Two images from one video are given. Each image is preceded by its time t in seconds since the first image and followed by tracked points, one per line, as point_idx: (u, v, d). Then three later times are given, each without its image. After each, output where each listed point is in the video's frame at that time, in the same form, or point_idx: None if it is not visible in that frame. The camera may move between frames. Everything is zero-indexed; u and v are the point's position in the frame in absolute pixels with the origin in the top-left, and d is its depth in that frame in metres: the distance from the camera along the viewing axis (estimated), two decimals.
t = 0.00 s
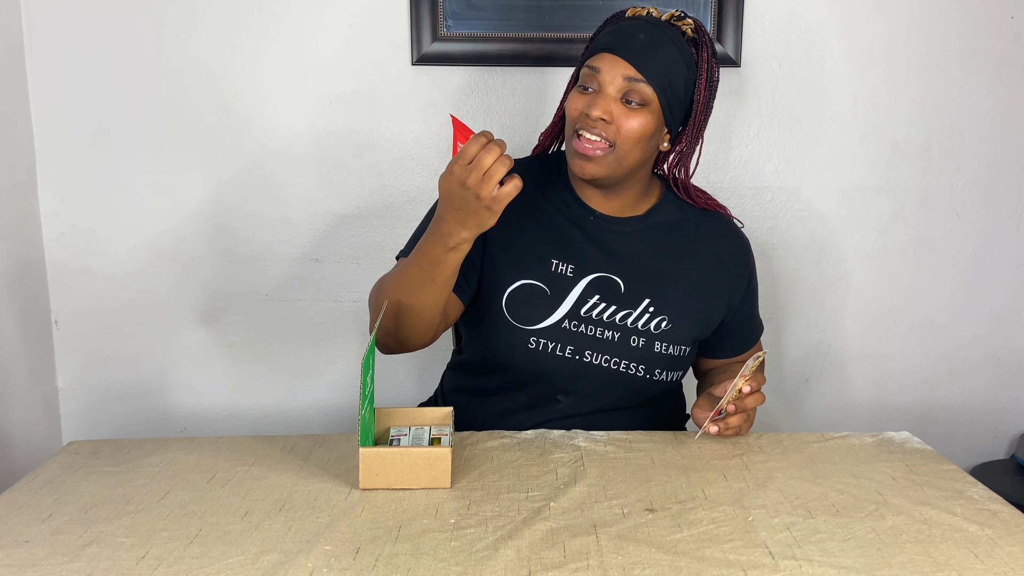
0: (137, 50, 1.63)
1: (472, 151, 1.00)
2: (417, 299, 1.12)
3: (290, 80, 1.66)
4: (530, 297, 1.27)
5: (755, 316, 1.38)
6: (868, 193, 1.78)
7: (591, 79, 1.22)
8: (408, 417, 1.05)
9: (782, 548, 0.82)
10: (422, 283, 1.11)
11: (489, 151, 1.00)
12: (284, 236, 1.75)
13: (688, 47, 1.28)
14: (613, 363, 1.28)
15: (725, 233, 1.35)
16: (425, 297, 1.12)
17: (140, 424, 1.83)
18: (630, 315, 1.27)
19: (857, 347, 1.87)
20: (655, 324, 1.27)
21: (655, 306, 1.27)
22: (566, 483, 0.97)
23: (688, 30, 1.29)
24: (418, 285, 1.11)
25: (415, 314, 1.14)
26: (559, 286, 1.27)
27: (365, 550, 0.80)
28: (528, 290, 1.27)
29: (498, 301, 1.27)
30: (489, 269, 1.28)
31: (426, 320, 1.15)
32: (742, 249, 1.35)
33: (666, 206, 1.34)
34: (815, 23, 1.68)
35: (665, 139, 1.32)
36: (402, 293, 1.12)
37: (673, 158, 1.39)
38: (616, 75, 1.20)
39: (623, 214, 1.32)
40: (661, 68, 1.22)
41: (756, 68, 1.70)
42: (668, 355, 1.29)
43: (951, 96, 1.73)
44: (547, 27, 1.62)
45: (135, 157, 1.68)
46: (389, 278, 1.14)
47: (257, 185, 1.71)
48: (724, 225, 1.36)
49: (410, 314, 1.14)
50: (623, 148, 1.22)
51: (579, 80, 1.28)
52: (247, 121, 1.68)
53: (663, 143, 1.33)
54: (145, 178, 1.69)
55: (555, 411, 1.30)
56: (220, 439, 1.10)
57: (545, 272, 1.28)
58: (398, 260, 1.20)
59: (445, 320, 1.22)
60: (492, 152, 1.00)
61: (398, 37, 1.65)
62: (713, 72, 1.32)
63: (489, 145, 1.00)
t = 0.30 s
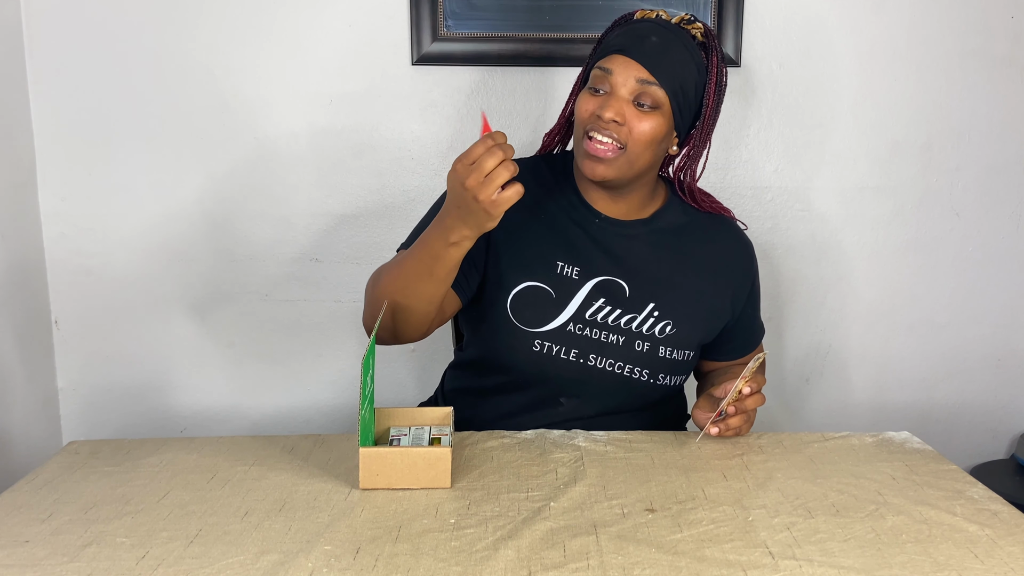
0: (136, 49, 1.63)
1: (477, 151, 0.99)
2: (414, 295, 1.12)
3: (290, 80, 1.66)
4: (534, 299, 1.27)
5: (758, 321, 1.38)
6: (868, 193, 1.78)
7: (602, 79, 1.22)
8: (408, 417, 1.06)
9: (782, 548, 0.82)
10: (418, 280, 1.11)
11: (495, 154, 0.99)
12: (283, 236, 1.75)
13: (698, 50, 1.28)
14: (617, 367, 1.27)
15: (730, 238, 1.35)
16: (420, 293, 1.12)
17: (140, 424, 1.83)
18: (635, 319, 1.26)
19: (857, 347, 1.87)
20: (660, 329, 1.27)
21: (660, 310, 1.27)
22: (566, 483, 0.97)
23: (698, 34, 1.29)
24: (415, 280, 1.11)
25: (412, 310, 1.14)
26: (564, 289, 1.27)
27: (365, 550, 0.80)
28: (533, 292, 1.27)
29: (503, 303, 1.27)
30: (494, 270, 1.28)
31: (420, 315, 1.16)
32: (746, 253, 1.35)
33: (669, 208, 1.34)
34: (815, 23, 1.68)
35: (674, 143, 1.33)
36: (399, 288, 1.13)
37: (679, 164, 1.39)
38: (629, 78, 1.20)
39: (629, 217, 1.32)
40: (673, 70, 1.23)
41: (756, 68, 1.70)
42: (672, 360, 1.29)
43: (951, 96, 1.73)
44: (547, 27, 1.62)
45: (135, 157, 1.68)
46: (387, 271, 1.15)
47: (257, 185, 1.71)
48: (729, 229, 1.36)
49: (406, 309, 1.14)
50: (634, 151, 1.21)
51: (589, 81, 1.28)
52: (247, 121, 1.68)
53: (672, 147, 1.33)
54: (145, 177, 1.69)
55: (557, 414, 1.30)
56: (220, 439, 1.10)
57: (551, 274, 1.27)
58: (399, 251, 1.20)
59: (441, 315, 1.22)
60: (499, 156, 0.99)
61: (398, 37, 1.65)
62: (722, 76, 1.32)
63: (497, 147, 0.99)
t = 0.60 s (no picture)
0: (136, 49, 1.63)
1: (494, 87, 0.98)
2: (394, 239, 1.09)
3: (290, 81, 1.66)
4: (540, 298, 1.27)
5: (759, 324, 1.38)
6: (868, 193, 1.78)
7: (607, 77, 1.22)
8: (408, 417, 1.06)
9: (782, 548, 0.82)
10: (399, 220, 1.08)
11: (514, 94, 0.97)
12: (283, 236, 1.75)
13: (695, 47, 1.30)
14: (620, 368, 1.27)
15: (732, 239, 1.35)
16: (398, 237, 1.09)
17: (140, 424, 1.83)
18: (638, 321, 1.26)
19: (857, 347, 1.87)
20: (663, 331, 1.27)
21: (663, 312, 1.27)
22: (566, 483, 0.97)
23: (690, 32, 1.30)
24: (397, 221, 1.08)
25: (395, 241, 1.09)
26: (570, 289, 1.27)
27: (365, 550, 0.80)
28: (539, 290, 1.27)
29: (510, 300, 1.27)
30: (501, 269, 1.29)
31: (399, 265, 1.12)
32: (748, 256, 1.36)
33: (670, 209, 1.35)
34: (815, 23, 1.68)
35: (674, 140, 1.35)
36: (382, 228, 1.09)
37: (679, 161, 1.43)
38: (635, 74, 1.21)
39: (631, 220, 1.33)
40: (675, 66, 1.24)
41: (756, 68, 1.70)
42: (675, 362, 1.29)
43: (951, 96, 1.73)
44: (547, 27, 1.62)
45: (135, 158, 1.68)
46: (377, 206, 1.12)
47: (257, 185, 1.71)
48: (729, 229, 1.37)
49: (388, 243, 1.10)
50: (645, 147, 1.22)
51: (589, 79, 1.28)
52: (248, 121, 1.68)
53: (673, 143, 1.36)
54: (145, 177, 1.69)
55: (558, 415, 1.29)
56: (220, 439, 1.10)
57: (557, 273, 1.28)
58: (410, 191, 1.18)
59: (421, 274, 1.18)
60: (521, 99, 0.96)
61: (398, 37, 1.65)
62: (715, 72, 1.34)
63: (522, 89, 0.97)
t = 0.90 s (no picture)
0: (136, 48, 1.63)
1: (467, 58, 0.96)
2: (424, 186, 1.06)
3: (290, 81, 1.66)
4: (551, 300, 1.26)
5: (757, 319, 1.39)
6: (868, 193, 1.78)
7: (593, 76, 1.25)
8: (408, 417, 1.06)
9: (782, 548, 0.82)
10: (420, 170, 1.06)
11: (485, 82, 0.93)
12: (283, 236, 1.75)
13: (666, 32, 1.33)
14: (629, 369, 1.27)
15: (732, 235, 1.36)
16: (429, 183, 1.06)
17: (140, 424, 1.83)
18: (646, 321, 1.26)
19: (857, 347, 1.87)
20: (670, 330, 1.27)
21: (669, 311, 1.27)
22: (566, 483, 0.97)
23: (656, 19, 1.33)
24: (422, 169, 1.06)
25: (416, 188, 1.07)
26: (579, 290, 1.27)
27: (365, 550, 0.80)
28: (549, 293, 1.26)
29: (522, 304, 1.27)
30: (510, 272, 1.28)
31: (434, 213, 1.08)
32: (746, 251, 1.37)
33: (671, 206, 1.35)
34: (816, 23, 1.68)
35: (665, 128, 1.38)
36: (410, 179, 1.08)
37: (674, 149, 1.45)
38: (619, 66, 1.24)
39: (638, 214, 1.36)
40: (655, 52, 1.27)
41: (756, 68, 1.70)
42: (683, 360, 1.29)
43: (951, 96, 1.73)
44: (547, 27, 1.62)
45: (135, 158, 1.68)
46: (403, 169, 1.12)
47: (257, 185, 1.71)
48: (722, 219, 1.38)
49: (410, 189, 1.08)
50: (643, 135, 1.25)
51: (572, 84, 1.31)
52: (248, 121, 1.68)
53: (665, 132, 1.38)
54: (145, 177, 1.69)
55: (568, 417, 1.29)
56: (219, 439, 1.10)
57: (566, 275, 1.27)
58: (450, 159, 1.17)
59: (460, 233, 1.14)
60: (487, 92, 0.92)
61: (398, 37, 1.65)
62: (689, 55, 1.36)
63: (493, 84, 0.93)
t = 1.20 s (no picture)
0: (136, 48, 1.62)
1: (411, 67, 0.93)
2: (414, 199, 1.05)
3: (290, 81, 1.66)
4: (553, 308, 1.26)
5: (760, 312, 1.39)
6: (868, 193, 1.78)
7: (570, 79, 1.26)
8: (408, 417, 1.06)
9: (782, 548, 0.82)
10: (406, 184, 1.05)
11: (433, 78, 0.92)
12: (283, 236, 1.75)
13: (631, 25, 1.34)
14: (635, 372, 1.27)
15: (730, 229, 1.36)
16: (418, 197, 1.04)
17: (140, 424, 1.83)
18: (649, 323, 1.26)
19: (857, 347, 1.87)
20: (673, 330, 1.27)
21: (672, 310, 1.27)
22: (566, 483, 0.97)
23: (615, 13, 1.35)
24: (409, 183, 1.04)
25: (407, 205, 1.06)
26: (580, 296, 1.27)
27: (365, 550, 0.80)
28: (551, 300, 1.27)
29: (524, 313, 1.26)
30: (510, 281, 1.28)
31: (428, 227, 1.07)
32: (747, 243, 1.36)
33: (671, 203, 1.35)
34: (815, 23, 1.68)
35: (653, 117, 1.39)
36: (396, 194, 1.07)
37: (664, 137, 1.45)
38: (592, 62, 1.25)
39: (640, 210, 1.35)
40: (624, 42, 1.28)
41: (756, 68, 1.70)
42: (689, 360, 1.29)
43: (951, 97, 1.73)
44: (546, 27, 1.62)
45: (135, 157, 1.68)
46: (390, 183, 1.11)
47: (257, 184, 1.71)
48: (718, 210, 1.39)
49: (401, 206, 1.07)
50: (631, 122, 1.25)
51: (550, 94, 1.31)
52: (248, 121, 1.68)
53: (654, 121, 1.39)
54: (145, 177, 1.69)
55: (575, 421, 1.30)
56: (220, 440, 1.10)
57: (566, 282, 1.27)
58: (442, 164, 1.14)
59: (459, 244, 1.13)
60: (438, 88, 0.90)
61: (398, 37, 1.65)
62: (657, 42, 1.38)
63: (442, 79, 0.91)
